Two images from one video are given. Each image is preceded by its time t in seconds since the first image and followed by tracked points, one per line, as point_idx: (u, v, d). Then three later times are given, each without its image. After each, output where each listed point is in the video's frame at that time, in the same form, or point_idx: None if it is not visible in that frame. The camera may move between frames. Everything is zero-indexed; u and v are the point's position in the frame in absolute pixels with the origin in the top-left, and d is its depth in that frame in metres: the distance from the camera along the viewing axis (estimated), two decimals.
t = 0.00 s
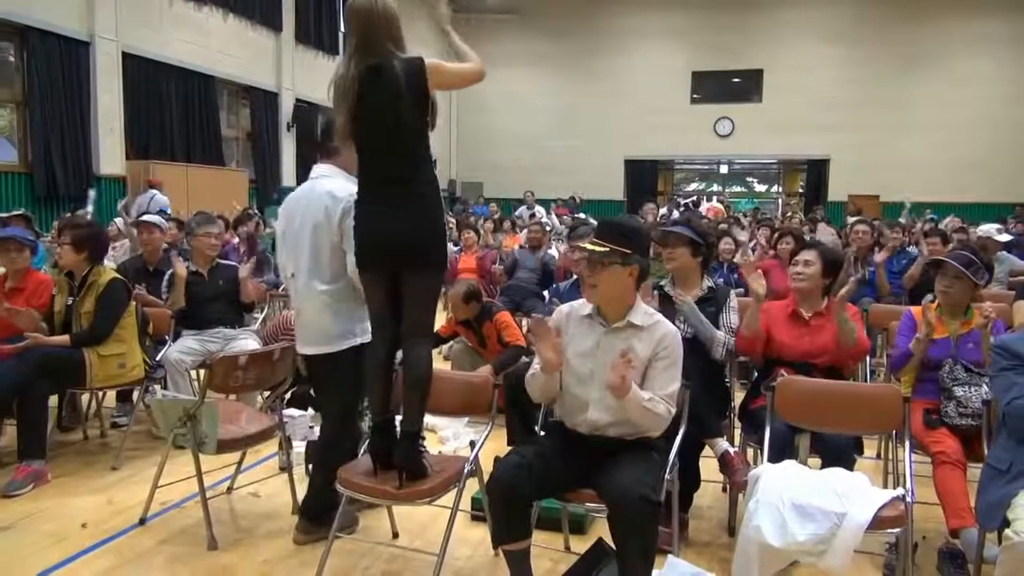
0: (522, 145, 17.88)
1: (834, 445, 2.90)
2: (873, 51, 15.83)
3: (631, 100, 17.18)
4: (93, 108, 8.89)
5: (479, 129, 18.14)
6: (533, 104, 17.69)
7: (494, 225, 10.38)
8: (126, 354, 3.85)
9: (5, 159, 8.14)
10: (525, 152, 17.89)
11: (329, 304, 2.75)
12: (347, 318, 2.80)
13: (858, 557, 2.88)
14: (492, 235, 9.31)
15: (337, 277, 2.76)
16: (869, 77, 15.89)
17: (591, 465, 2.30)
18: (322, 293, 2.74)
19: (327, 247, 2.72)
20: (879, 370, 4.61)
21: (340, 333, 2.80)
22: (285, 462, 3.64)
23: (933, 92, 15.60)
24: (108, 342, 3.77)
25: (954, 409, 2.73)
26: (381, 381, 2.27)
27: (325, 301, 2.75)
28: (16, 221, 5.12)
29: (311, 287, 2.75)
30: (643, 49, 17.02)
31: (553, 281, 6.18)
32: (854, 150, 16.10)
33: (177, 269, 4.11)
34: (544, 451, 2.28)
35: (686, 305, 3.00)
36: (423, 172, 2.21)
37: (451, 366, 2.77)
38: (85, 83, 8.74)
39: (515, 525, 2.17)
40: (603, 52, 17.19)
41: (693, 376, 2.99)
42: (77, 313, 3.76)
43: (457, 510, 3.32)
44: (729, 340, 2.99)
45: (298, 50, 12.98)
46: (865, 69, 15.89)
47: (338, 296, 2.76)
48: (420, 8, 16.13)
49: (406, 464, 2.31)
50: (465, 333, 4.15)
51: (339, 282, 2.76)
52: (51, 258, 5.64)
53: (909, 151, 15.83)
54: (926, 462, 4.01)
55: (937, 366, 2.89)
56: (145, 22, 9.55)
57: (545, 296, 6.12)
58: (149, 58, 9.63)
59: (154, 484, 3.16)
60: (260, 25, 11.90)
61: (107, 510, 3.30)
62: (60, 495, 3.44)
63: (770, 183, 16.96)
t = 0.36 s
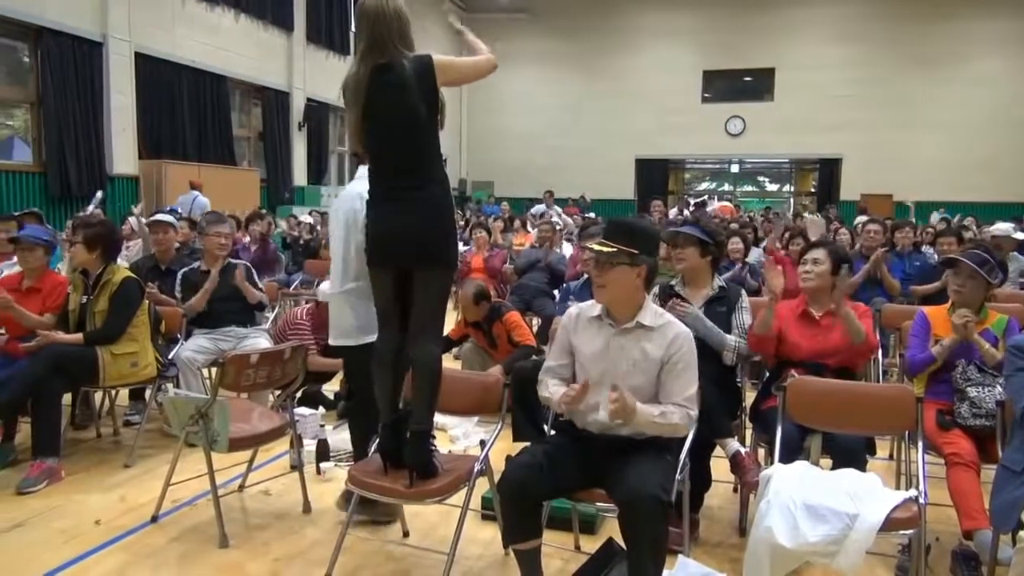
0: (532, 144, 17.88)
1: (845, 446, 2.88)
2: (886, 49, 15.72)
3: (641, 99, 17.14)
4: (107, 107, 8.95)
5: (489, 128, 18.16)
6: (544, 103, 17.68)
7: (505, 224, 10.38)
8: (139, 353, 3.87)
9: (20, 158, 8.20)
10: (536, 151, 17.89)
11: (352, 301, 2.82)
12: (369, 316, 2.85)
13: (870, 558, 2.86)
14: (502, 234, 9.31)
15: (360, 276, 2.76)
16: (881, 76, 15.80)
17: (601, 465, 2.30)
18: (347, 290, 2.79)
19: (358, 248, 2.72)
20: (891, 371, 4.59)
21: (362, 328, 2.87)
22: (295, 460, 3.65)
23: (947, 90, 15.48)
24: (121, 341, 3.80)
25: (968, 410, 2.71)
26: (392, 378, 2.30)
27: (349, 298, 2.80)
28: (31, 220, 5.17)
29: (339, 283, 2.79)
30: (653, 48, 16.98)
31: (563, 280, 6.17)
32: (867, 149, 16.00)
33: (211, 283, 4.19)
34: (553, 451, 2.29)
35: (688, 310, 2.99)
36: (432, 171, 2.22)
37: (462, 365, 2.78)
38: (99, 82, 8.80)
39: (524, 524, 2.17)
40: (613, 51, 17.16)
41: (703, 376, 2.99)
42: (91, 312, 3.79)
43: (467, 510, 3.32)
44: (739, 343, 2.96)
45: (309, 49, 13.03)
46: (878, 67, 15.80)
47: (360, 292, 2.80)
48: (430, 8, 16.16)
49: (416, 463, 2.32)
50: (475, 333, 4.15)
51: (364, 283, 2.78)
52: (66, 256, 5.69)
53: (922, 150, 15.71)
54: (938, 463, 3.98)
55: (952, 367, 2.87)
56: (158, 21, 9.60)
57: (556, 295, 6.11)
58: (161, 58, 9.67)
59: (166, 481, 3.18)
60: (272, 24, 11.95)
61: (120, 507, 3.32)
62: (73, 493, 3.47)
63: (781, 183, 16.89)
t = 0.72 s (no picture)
0: (546, 143, 17.86)
1: (860, 446, 2.86)
2: (903, 46, 15.59)
3: (655, 98, 17.08)
4: (124, 107, 9.02)
5: (502, 127, 18.17)
6: (557, 102, 17.67)
7: (518, 223, 10.38)
8: (155, 351, 3.90)
9: (38, 158, 8.29)
10: (549, 150, 17.87)
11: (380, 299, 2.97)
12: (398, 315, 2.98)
13: (886, 560, 2.85)
14: (516, 233, 9.31)
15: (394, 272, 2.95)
16: (898, 74, 15.67)
17: (614, 465, 2.30)
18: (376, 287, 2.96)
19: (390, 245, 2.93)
20: (908, 371, 4.55)
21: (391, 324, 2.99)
22: (310, 458, 3.67)
23: (965, 88, 15.32)
24: (138, 339, 3.83)
25: (986, 411, 2.68)
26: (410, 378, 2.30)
27: (377, 296, 2.96)
28: (49, 219, 5.23)
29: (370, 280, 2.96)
30: (667, 46, 16.92)
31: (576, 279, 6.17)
32: (884, 147, 15.87)
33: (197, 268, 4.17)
34: (567, 450, 2.28)
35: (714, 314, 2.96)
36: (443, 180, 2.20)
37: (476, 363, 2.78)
38: (115, 82, 8.87)
39: (537, 523, 2.17)
40: (627, 49, 17.11)
41: (719, 377, 2.98)
42: (107, 310, 3.83)
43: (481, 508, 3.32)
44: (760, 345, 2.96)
45: (324, 48, 13.08)
46: (894, 65, 15.67)
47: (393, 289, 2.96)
48: (444, 8, 16.18)
49: (430, 462, 2.33)
50: (486, 335, 4.14)
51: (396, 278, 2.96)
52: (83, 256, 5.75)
53: (939, 148, 15.56)
54: (956, 464, 3.95)
55: (967, 368, 2.85)
56: (174, 22, 9.68)
57: (569, 294, 6.11)
58: (177, 58, 9.74)
59: (182, 478, 3.20)
60: (287, 24, 12.01)
61: (136, 504, 3.35)
62: (90, 488, 3.50)
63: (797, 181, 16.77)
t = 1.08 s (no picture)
0: (561, 141, 17.83)
1: (878, 446, 2.84)
2: (922, 43, 15.43)
3: (671, 96, 17.01)
4: (142, 106, 9.10)
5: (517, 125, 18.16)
6: (572, 100, 17.63)
7: (533, 222, 10.37)
8: (173, 348, 3.93)
9: (58, 157, 8.37)
10: (564, 148, 17.84)
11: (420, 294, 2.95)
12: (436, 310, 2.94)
13: (902, 560, 2.83)
14: (531, 230, 9.31)
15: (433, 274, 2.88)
16: (917, 71, 15.51)
17: (627, 464, 2.29)
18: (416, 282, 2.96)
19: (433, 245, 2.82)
20: (926, 371, 4.51)
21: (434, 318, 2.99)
22: (326, 454, 3.69)
23: (986, 84, 15.13)
24: (156, 336, 3.86)
25: (1007, 411, 2.63)
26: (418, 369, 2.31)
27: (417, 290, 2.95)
28: (70, 216, 5.29)
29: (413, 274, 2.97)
30: (683, 44, 16.84)
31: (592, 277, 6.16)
32: (902, 145, 15.71)
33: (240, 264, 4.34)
34: (581, 448, 2.28)
35: (713, 306, 2.99)
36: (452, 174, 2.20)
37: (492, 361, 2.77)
38: (133, 80, 8.94)
39: (550, 520, 2.16)
40: (643, 47, 17.05)
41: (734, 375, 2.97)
42: (126, 307, 3.86)
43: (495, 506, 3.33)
44: (761, 340, 2.91)
45: (340, 47, 13.13)
46: (913, 62, 15.51)
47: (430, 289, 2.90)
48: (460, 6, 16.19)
49: (443, 460, 2.33)
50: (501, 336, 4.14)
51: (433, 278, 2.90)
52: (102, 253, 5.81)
53: (959, 146, 15.39)
54: (975, 465, 3.91)
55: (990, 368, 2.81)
56: (192, 21, 9.74)
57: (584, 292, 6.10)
58: (194, 57, 9.81)
59: (199, 474, 3.23)
60: (303, 23, 12.06)
61: (154, 499, 3.38)
62: (109, 484, 3.54)
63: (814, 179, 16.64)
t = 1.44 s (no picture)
0: (572, 140, 17.81)
1: (890, 446, 2.83)
2: (936, 40, 15.31)
3: (682, 94, 16.95)
4: (155, 106, 9.16)
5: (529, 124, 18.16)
6: (584, 99, 17.61)
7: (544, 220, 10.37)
8: (186, 346, 3.96)
9: (73, 156, 8.43)
10: (575, 146, 17.81)
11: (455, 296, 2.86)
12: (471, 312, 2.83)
13: (915, 562, 2.81)
14: (542, 229, 9.31)
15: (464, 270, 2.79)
16: (932, 69, 15.38)
17: (638, 464, 2.29)
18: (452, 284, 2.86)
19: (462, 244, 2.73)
20: (941, 371, 4.48)
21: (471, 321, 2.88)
22: (338, 453, 3.71)
23: (1002, 82, 14.98)
24: (169, 334, 3.89)
25: (1022, 411, 2.61)
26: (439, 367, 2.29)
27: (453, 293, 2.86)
28: (85, 215, 5.34)
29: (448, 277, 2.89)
30: (696, 42, 16.78)
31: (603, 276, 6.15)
32: (916, 143, 15.60)
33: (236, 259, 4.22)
34: (592, 447, 2.28)
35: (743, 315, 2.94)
36: (468, 174, 2.20)
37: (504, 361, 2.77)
38: (147, 80, 9.00)
39: (559, 519, 2.16)
40: (654, 46, 17.00)
41: (747, 375, 2.96)
42: (140, 305, 3.88)
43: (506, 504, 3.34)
44: (790, 348, 2.94)
45: (352, 47, 13.17)
46: (927, 59, 15.39)
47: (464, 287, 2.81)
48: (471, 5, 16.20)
49: (454, 459, 2.32)
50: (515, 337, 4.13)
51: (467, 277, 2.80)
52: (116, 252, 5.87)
53: (974, 144, 15.26)
54: (989, 466, 3.88)
55: (1005, 367, 2.79)
56: (205, 21, 9.80)
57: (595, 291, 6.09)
58: (207, 57, 9.86)
59: (211, 472, 3.24)
60: (315, 23, 12.09)
61: (168, 496, 3.40)
62: (122, 481, 3.57)
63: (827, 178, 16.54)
